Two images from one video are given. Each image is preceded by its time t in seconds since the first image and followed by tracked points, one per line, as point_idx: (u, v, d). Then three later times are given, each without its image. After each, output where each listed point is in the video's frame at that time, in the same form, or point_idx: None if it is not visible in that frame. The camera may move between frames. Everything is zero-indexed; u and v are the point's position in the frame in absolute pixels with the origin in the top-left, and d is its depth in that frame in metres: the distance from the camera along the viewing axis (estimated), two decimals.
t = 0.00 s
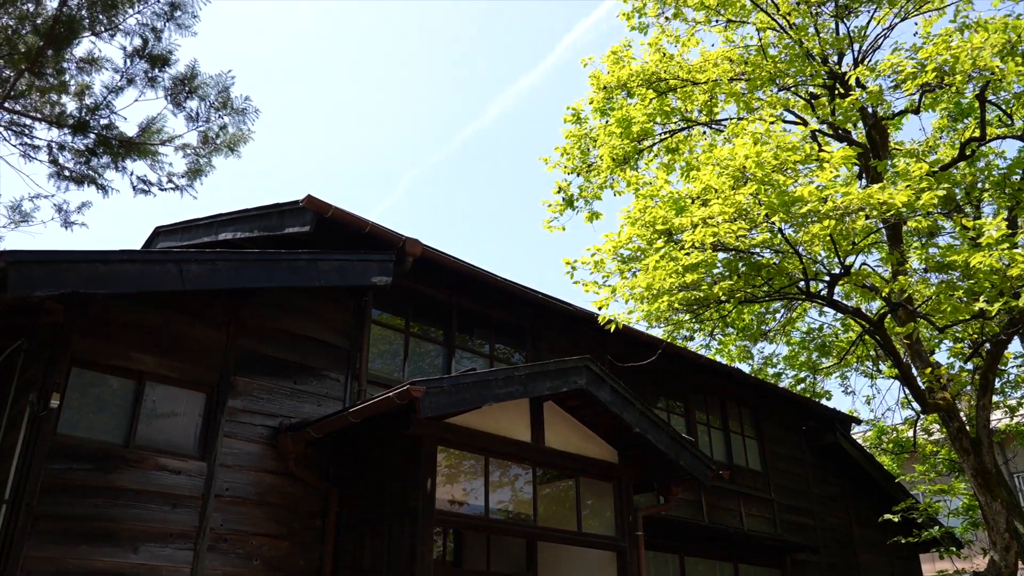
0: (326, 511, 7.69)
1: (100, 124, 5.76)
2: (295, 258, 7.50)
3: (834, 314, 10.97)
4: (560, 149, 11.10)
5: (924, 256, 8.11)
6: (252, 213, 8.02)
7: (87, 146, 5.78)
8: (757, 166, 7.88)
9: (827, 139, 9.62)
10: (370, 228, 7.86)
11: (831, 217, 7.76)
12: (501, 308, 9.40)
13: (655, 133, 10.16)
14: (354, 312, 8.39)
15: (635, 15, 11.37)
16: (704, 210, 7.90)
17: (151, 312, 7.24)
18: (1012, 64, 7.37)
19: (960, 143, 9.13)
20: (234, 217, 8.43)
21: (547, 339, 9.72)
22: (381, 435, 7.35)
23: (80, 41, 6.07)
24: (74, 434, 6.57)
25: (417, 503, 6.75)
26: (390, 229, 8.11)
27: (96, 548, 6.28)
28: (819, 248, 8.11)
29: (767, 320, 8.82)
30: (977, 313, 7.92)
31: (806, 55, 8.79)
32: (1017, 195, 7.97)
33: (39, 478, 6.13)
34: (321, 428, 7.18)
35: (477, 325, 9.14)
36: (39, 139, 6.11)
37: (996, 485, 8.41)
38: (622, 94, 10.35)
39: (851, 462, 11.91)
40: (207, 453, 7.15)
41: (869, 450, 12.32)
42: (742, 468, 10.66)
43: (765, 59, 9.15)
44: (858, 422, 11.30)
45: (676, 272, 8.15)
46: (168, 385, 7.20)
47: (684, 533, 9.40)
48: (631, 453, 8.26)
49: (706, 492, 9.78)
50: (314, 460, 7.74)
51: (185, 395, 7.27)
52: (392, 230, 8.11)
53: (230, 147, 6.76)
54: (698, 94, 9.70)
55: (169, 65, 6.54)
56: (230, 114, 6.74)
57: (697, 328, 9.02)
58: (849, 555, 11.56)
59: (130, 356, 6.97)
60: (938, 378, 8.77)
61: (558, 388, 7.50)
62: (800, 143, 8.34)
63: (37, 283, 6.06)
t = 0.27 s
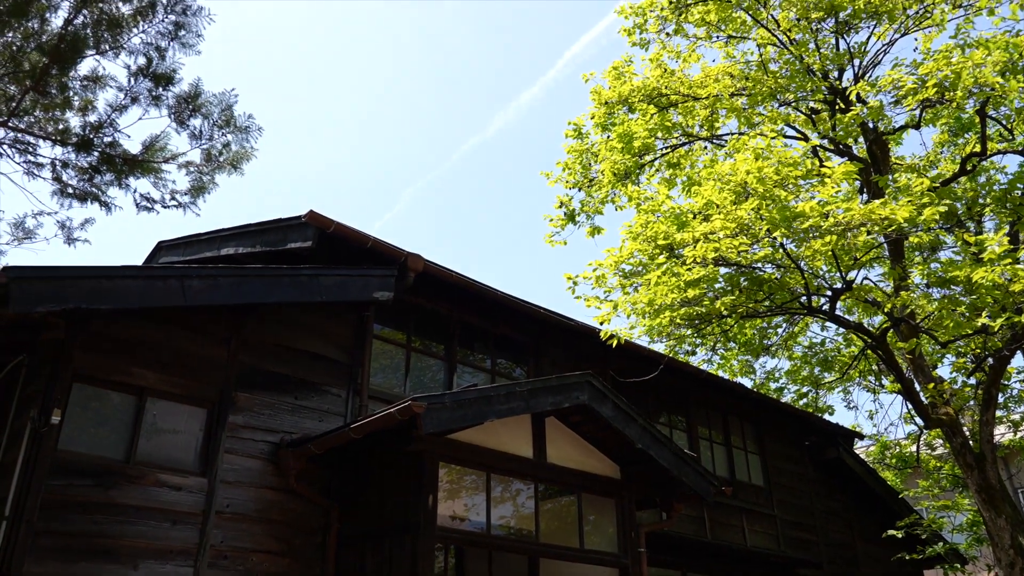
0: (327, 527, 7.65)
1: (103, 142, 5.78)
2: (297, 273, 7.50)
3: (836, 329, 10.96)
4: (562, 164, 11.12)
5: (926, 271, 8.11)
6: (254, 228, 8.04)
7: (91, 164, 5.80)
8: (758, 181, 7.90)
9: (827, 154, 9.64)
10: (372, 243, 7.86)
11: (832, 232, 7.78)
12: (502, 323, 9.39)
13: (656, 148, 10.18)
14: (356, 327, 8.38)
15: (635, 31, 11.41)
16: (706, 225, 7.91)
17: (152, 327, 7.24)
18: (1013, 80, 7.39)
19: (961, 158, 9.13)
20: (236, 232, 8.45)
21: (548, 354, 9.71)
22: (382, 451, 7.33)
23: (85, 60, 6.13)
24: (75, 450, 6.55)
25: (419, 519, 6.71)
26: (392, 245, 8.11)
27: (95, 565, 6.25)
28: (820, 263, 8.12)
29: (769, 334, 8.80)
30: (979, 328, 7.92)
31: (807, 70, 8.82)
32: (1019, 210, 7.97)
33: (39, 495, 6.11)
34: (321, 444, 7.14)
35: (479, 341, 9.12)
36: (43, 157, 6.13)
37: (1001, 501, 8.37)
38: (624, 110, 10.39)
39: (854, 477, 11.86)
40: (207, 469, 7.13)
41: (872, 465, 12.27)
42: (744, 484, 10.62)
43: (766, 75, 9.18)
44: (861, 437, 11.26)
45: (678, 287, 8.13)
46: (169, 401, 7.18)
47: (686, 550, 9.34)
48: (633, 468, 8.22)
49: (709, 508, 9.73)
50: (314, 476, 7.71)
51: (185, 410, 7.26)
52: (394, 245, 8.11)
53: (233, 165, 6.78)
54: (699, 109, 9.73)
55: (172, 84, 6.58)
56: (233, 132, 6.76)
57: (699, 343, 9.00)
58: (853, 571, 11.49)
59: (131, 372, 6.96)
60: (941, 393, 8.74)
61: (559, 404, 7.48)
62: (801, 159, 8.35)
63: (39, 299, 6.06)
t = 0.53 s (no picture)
0: (328, 551, 7.60)
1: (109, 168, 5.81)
2: (300, 295, 7.51)
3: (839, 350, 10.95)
4: (564, 185, 11.15)
5: (929, 293, 8.11)
6: (257, 250, 8.06)
7: (96, 189, 5.82)
8: (760, 203, 7.91)
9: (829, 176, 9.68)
10: (375, 265, 7.87)
11: (834, 254, 7.78)
12: (505, 345, 9.38)
13: (658, 169, 10.22)
14: (358, 349, 8.38)
15: (636, 53, 11.49)
16: (708, 247, 7.92)
17: (155, 350, 7.24)
18: (1013, 103, 7.42)
19: (962, 179, 9.16)
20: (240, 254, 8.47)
21: (551, 376, 9.70)
22: (384, 474, 7.29)
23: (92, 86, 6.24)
24: (76, 474, 6.52)
25: (421, 543, 6.67)
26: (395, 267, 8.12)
27: None
28: (823, 284, 8.12)
29: (772, 355, 8.79)
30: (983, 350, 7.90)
31: (808, 93, 8.86)
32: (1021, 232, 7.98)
33: (39, 519, 6.07)
34: (323, 467, 7.10)
35: (482, 362, 9.11)
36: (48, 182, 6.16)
37: (1007, 524, 8.30)
38: (625, 131, 10.44)
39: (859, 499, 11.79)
40: (209, 493, 7.10)
41: (876, 487, 12.20)
42: (748, 506, 10.56)
43: (767, 97, 9.23)
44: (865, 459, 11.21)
45: (681, 309, 8.13)
46: (171, 424, 7.17)
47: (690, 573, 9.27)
48: (637, 491, 8.18)
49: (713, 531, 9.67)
50: (316, 498, 7.67)
51: (187, 433, 7.24)
52: (397, 267, 8.12)
53: (237, 190, 6.81)
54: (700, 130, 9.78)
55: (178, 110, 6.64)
56: (238, 157, 6.80)
57: (702, 364, 8.97)
58: None
59: (133, 394, 6.96)
60: (945, 415, 8.71)
61: (562, 427, 7.45)
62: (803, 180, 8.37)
63: (43, 322, 6.06)
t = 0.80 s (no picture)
0: None
1: (111, 195, 5.86)
2: (301, 319, 7.51)
3: (840, 371, 10.94)
4: (565, 208, 11.19)
5: (930, 316, 8.11)
6: (258, 273, 8.08)
7: (98, 216, 5.85)
8: (761, 226, 7.94)
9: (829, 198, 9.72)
10: (376, 289, 7.88)
11: (835, 277, 7.79)
12: (505, 367, 9.37)
13: (658, 192, 10.26)
14: (359, 372, 8.38)
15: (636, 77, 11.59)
16: (708, 270, 7.94)
17: (155, 374, 7.23)
18: (1012, 127, 7.46)
19: (962, 201, 9.19)
20: (241, 278, 8.49)
21: (552, 399, 9.68)
22: (385, 499, 7.25)
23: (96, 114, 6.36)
24: (75, 499, 6.48)
25: (421, 569, 6.61)
26: (397, 290, 8.12)
27: None
28: (824, 306, 8.12)
29: (774, 377, 8.77)
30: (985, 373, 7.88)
31: (807, 116, 8.92)
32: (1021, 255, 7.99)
33: (37, 545, 6.02)
34: (323, 492, 7.04)
35: (482, 385, 9.10)
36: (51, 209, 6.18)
37: (1012, 548, 8.23)
38: (626, 154, 10.50)
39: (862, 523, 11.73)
40: (208, 518, 7.05)
41: (880, 510, 12.15)
42: (751, 529, 10.50)
43: (766, 120, 9.29)
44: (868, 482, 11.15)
45: (682, 332, 8.12)
46: (171, 448, 7.14)
47: None
48: (639, 515, 8.12)
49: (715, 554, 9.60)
50: (316, 523, 7.61)
51: (187, 457, 7.21)
52: (399, 291, 8.12)
53: (239, 218, 6.84)
54: (701, 152, 9.82)
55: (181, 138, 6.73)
56: (240, 185, 6.85)
57: (704, 387, 8.95)
58: None
59: (133, 419, 6.93)
60: (948, 438, 8.68)
61: (563, 451, 7.42)
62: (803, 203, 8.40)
63: (44, 347, 6.05)
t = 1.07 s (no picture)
0: None
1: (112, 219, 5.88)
2: (301, 340, 7.51)
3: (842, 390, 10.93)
4: (564, 227, 11.21)
5: (931, 335, 8.11)
6: (258, 295, 8.09)
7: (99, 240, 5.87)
8: (760, 246, 7.96)
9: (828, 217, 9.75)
10: (376, 309, 7.88)
11: (835, 297, 7.80)
12: (506, 387, 9.36)
13: (658, 211, 10.30)
14: (359, 393, 8.36)
15: (635, 97, 11.66)
16: (708, 290, 7.95)
17: (155, 396, 7.21)
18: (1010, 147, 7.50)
19: (961, 220, 9.21)
20: (241, 299, 8.49)
21: (552, 419, 9.65)
22: (385, 521, 7.18)
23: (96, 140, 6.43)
24: (73, 523, 6.43)
25: None
26: (397, 311, 8.12)
27: None
28: (825, 326, 8.12)
29: (775, 397, 8.75)
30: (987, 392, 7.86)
31: (805, 136, 8.96)
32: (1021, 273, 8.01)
33: (34, 570, 5.96)
34: (322, 515, 6.97)
35: (482, 406, 9.08)
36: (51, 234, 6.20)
37: (1017, 568, 8.17)
38: (625, 174, 10.55)
39: (865, 543, 11.68)
40: (207, 542, 6.98)
41: (883, 529, 12.09)
42: (754, 550, 10.45)
43: (765, 140, 9.33)
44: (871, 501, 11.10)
45: (682, 351, 8.11)
46: (170, 470, 7.09)
47: None
48: (640, 537, 8.06)
49: None
50: (315, 546, 7.54)
51: (186, 480, 7.16)
52: (399, 311, 8.12)
53: (239, 242, 6.86)
54: (699, 172, 9.86)
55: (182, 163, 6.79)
56: (240, 209, 6.88)
57: (705, 406, 8.92)
58: None
59: (132, 441, 6.90)
60: (951, 457, 8.65)
61: (564, 472, 7.39)
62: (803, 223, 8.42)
63: (43, 369, 6.04)
